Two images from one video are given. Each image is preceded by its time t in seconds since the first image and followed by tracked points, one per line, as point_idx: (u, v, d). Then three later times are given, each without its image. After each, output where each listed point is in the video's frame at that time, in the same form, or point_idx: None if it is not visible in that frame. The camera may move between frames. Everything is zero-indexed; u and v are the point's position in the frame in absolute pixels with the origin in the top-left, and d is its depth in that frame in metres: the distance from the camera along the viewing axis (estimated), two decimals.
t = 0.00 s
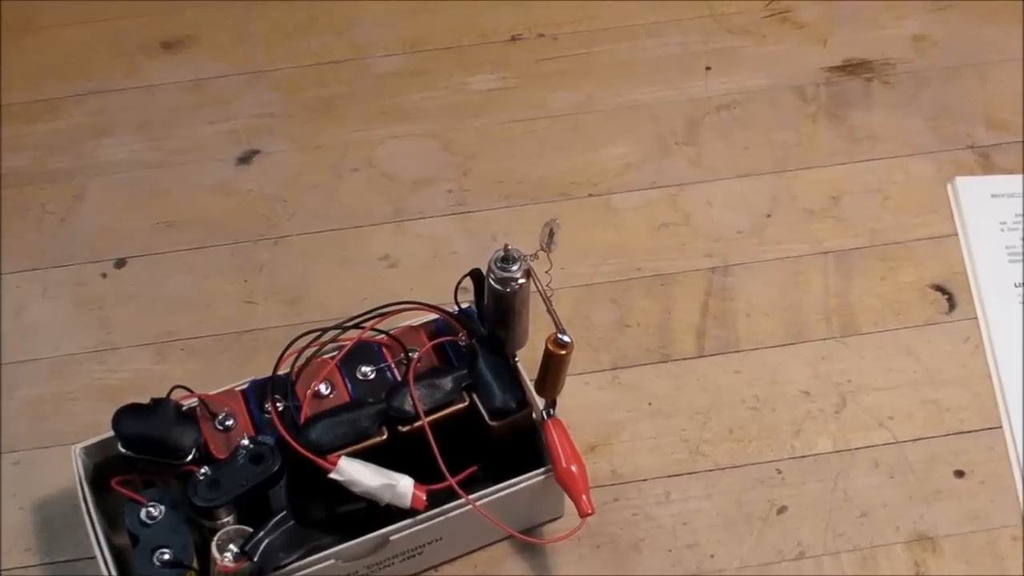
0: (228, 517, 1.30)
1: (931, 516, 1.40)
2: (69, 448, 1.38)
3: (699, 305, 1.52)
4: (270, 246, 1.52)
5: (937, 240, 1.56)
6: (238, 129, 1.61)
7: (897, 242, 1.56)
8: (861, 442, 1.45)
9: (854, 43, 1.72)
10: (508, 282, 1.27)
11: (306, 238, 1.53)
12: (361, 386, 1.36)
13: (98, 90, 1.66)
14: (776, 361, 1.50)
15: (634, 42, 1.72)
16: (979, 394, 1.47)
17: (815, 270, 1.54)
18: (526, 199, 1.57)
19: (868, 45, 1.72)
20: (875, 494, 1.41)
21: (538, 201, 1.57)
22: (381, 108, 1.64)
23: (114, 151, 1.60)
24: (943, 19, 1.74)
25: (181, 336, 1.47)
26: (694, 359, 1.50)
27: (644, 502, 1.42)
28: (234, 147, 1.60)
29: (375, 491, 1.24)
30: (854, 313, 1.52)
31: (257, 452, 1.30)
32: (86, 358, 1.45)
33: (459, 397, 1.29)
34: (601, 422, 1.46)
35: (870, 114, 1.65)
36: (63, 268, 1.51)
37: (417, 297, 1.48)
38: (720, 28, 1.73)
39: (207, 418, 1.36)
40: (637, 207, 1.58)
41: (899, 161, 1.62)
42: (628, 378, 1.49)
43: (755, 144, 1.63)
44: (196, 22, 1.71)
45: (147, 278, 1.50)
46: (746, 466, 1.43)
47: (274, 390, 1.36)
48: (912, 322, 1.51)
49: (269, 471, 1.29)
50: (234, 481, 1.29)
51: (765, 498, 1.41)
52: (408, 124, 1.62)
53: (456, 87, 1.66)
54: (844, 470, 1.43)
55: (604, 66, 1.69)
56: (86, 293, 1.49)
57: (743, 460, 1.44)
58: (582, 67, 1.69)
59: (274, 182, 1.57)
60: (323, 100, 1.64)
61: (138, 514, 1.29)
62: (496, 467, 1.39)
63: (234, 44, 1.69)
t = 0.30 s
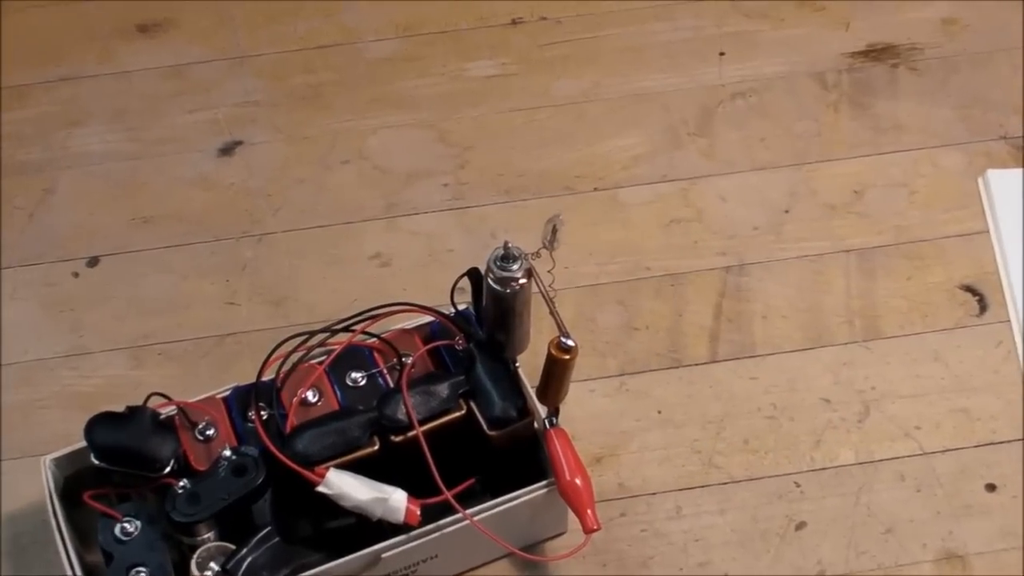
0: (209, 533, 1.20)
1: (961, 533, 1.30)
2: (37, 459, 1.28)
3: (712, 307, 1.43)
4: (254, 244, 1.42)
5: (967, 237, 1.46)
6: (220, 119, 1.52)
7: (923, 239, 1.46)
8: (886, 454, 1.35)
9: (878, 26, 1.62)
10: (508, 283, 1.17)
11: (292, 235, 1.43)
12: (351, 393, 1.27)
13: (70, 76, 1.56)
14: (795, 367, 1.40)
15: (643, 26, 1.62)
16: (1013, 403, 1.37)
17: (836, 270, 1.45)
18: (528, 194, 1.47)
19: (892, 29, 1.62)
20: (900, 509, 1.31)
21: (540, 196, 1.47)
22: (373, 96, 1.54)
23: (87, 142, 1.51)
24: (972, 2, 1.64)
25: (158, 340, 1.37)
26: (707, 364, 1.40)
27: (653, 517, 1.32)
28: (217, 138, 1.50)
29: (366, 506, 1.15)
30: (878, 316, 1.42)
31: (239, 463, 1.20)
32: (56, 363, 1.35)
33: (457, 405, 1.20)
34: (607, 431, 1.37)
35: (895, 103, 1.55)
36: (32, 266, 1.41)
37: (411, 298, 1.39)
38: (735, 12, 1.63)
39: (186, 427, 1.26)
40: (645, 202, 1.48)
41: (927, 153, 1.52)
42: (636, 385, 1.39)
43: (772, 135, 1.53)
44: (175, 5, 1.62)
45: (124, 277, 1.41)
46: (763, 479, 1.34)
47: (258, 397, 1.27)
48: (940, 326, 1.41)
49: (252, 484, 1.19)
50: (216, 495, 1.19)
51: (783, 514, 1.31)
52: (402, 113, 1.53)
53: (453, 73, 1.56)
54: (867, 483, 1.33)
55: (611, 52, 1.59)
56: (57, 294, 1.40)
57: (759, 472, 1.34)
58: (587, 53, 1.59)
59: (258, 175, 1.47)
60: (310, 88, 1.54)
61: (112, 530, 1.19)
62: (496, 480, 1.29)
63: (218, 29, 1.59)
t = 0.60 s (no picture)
0: (188, 551, 1.07)
1: (995, 551, 1.20)
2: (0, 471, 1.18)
3: (727, 308, 1.33)
4: (235, 240, 1.33)
5: (999, 233, 1.37)
6: (199, 106, 1.42)
7: (952, 236, 1.37)
8: (913, 466, 1.25)
9: (905, 9, 1.53)
10: (508, 282, 1.07)
11: (276, 230, 1.33)
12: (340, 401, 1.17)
13: (39, 60, 1.47)
14: (815, 373, 1.30)
15: (653, 9, 1.54)
16: None
17: (860, 269, 1.35)
18: (530, 187, 1.37)
19: (920, 12, 1.53)
20: (929, 525, 1.21)
21: (542, 189, 1.37)
22: (364, 82, 1.45)
23: (56, 130, 1.42)
24: None
25: (133, 343, 1.27)
26: (722, 369, 1.30)
27: (664, 534, 1.22)
28: (197, 128, 1.41)
29: (356, 521, 1.04)
30: (904, 318, 1.33)
31: (220, 475, 1.09)
32: (22, 368, 1.25)
33: (453, 414, 1.10)
34: (614, 442, 1.27)
35: (924, 90, 1.46)
36: None
37: (403, 298, 1.29)
38: None
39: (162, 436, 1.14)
40: (655, 196, 1.39)
41: (958, 144, 1.42)
42: (645, 392, 1.29)
43: (791, 124, 1.44)
44: None
45: (96, 276, 1.31)
46: (781, 492, 1.24)
47: (240, 404, 1.17)
48: (972, 329, 1.32)
49: (235, 497, 1.07)
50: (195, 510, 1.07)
51: (803, 530, 1.21)
52: (396, 101, 1.43)
53: (449, 58, 1.47)
54: (893, 497, 1.23)
55: (619, 36, 1.51)
56: (23, 293, 1.30)
57: (777, 485, 1.24)
58: (593, 38, 1.50)
59: (240, 166, 1.38)
60: (296, 73, 1.45)
61: (83, 548, 1.06)
62: (496, 493, 1.19)
63: (200, 13, 1.51)
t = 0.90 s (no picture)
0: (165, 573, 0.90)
1: None
2: None
3: (743, 310, 1.24)
4: (214, 237, 1.23)
5: None
6: (177, 93, 1.33)
7: (985, 233, 1.27)
8: (944, 480, 1.16)
9: None
10: (508, 283, 0.94)
11: (258, 226, 1.24)
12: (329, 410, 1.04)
13: (6, 43, 1.38)
14: (839, 380, 1.21)
15: None
16: None
17: (886, 267, 1.26)
18: (531, 180, 1.28)
19: None
20: (961, 545, 1.12)
21: (545, 182, 1.28)
22: (354, 67, 1.36)
23: (22, 118, 1.32)
24: None
25: (103, 348, 1.18)
26: (738, 376, 1.21)
27: (676, 553, 1.12)
28: (174, 116, 1.32)
29: (344, 537, 0.94)
30: (934, 321, 1.23)
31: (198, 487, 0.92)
32: None
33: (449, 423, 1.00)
34: (621, 453, 1.17)
35: (956, 76, 1.37)
36: None
37: (395, 300, 1.20)
38: None
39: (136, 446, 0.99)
40: (666, 189, 1.29)
41: (992, 134, 1.33)
42: (655, 401, 1.20)
43: (812, 113, 1.35)
44: None
45: (65, 276, 1.22)
46: (802, 508, 1.14)
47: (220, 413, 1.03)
48: (1007, 333, 1.22)
49: (215, 513, 0.91)
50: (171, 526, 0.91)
51: (826, 549, 1.12)
52: (388, 87, 1.34)
53: (446, 42, 1.39)
54: (922, 514, 1.14)
55: (627, 19, 1.42)
56: None
57: (797, 501, 1.15)
58: (600, 20, 1.41)
59: (220, 156, 1.29)
60: (281, 58, 1.37)
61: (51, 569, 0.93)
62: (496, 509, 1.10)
63: None
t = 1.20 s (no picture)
0: None
1: None
2: None
3: (762, 312, 1.15)
4: (190, 233, 1.15)
5: None
6: (150, 77, 1.25)
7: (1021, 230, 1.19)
8: (978, 496, 1.07)
9: None
10: (508, 283, 0.84)
11: (237, 221, 1.15)
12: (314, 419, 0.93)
13: None
14: (865, 388, 1.12)
15: None
16: None
17: (915, 266, 1.17)
18: (533, 171, 1.19)
19: None
20: (997, 567, 1.03)
21: (547, 174, 1.19)
22: (343, 50, 1.27)
23: None
24: None
25: (70, 353, 1.09)
26: (756, 384, 1.12)
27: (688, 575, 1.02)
28: (148, 103, 1.23)
29: (334, 555, 0.82)
30: (968, 325, 1.14)
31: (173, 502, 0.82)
32: None
33: (444, 434, 0.89)
34: (629, 467, 1.08)
35: (992, 60, 1.29)
36: None
37: (385, 301, 1.11)
38: None
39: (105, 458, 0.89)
40: (678, 182, 1.20)
41: None
42: (666, 410, 1.10)
43: (836, 100, 1.26)
44: None
45: (29, 274, 1.13)
46: (825, 527, 1.05)
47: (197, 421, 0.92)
48: None
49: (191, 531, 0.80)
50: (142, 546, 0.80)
51: (851, 571, 1.03)
52: (380, 72, 1.25)
53: (441, 23, 1.30)
54: (955, 533, 1.05)
55: None
56: None
57: (820, 519, 1.05)
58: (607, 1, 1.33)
59: (196, 145, 1.20)
60: (263, 40, 1.28)
61: None
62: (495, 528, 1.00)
63: None
